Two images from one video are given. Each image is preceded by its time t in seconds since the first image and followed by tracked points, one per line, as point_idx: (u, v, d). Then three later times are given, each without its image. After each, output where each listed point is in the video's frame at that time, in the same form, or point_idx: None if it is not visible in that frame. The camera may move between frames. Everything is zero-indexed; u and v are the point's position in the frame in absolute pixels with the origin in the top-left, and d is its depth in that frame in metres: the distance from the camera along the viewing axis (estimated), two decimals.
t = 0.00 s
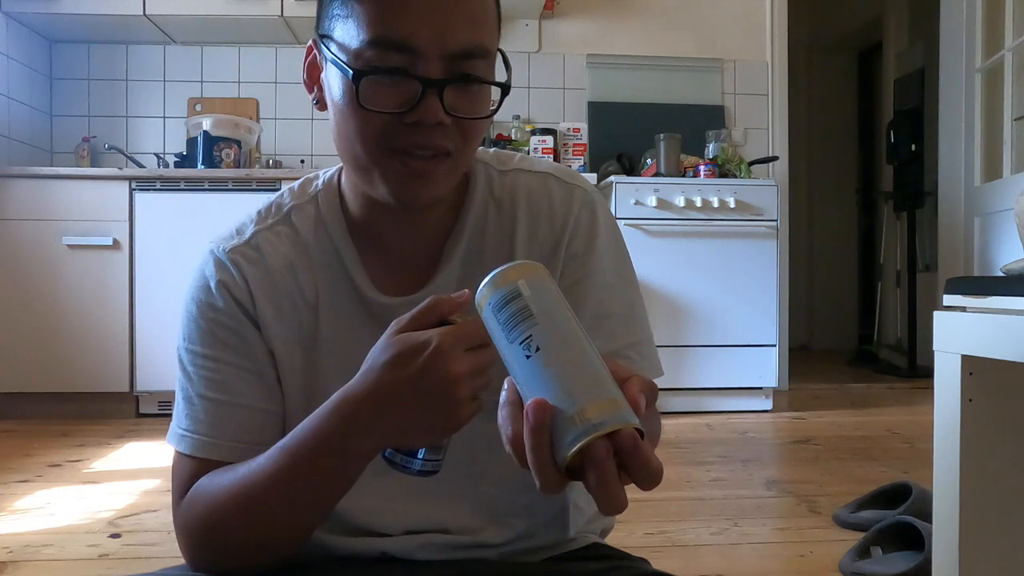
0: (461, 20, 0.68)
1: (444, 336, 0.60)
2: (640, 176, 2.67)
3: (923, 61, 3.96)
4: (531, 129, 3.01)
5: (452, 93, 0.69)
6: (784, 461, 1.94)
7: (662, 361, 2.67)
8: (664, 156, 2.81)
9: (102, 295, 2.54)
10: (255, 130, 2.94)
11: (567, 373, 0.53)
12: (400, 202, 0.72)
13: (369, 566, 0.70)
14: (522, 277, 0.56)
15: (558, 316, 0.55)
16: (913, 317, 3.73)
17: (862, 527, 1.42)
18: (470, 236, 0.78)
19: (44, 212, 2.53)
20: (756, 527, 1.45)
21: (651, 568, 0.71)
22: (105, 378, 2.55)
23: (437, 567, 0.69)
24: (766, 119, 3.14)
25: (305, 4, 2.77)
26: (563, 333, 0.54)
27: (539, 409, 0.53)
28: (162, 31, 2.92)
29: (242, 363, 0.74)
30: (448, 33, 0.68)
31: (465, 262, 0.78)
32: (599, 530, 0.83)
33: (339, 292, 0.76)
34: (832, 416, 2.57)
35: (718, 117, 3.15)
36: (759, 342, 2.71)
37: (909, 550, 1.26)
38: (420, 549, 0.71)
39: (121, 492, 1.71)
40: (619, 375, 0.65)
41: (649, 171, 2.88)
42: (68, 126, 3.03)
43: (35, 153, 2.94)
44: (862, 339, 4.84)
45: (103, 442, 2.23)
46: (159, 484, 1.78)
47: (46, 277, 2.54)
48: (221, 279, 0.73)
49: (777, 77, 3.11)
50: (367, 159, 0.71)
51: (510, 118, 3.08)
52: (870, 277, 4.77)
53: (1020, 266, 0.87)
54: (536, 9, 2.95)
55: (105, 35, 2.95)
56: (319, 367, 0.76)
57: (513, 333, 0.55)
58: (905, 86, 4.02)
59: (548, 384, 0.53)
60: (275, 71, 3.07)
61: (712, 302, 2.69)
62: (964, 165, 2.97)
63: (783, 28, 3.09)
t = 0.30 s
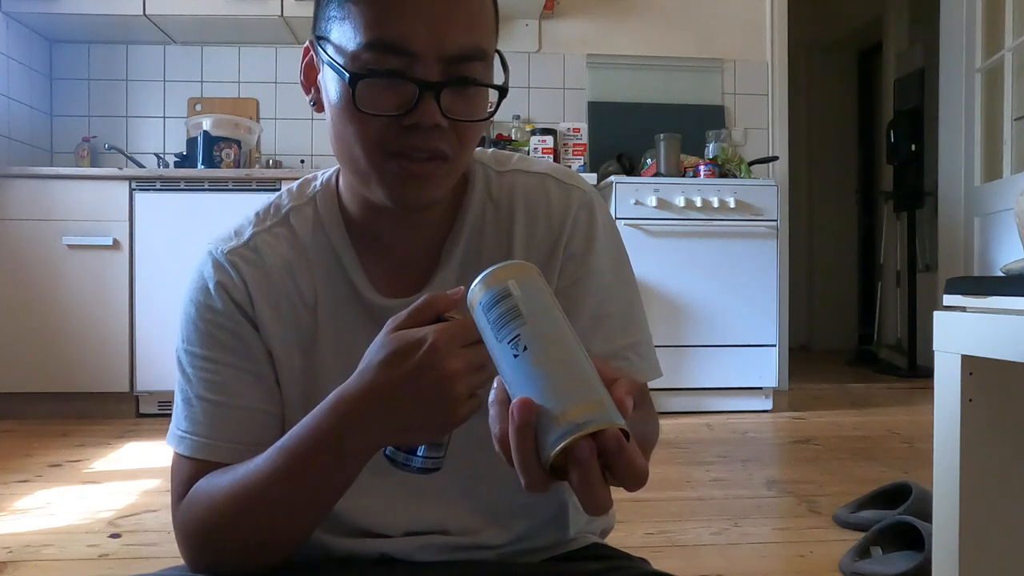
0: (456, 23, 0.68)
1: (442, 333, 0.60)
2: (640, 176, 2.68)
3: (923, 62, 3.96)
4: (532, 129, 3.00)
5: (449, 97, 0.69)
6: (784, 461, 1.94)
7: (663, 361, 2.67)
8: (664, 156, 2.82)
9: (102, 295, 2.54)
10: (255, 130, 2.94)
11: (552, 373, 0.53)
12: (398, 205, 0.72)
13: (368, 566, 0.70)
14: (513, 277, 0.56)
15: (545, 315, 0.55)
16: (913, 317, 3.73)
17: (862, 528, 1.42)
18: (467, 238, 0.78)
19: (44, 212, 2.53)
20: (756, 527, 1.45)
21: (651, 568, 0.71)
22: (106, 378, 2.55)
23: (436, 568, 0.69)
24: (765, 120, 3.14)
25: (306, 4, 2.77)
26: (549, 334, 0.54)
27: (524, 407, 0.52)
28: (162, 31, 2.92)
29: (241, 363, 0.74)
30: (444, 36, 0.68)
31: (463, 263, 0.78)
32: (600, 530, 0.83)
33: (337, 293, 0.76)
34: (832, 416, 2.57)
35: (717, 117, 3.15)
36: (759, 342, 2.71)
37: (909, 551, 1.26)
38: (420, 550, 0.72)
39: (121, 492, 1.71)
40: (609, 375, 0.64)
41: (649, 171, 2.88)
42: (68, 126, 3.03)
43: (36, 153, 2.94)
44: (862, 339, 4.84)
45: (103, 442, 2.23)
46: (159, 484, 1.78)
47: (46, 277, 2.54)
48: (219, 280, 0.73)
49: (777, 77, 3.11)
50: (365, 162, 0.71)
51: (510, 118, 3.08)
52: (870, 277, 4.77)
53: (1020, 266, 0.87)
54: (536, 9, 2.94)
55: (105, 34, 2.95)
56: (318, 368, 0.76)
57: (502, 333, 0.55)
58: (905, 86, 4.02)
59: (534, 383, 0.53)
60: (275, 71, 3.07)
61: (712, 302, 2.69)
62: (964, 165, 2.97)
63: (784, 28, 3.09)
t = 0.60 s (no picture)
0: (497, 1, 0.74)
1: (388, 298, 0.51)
2: (640, 176, 2.68)
3: (923, 62, 3.96)
4: (531, 129, 3.01)
5: (489, 63, 0.73)
6: (784, 461, 1.94)
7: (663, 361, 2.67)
8: (664, 156, 2.82)
9: (102, 294, 2.54)
10: (255, 130, 2.94)
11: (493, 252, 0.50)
12: (437, 166, 0.74)
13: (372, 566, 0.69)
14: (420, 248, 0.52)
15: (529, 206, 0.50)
16: (913, 317, 3.73)
17: (862, 527, 1.42)
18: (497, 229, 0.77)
19: (44, 212, 2.53)
20: (756, 527, 1.45)
21: (651, 568, 0.72)
22: (106, 378, 2.55)
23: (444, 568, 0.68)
24: (765, 120, 3.14)
25: (306, 5, 2.77)
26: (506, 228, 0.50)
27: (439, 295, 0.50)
28: (162, 30, 2.92)
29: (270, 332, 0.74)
30: (488, 13, 0.74)
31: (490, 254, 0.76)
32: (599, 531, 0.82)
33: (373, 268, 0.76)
34: (832, 416, 2.57)
35: (717, 117, 3.15)
36: (759, 342, 2.71)
37: (909, 551, 1.26)
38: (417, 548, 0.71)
39: (121, 492, 1.71)
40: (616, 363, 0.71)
41: (649, 171, 2.88)
42: (68, 126, 3.03)
43: (36, 153, 2.94)
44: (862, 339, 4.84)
45: (103, 442, 2.23)
46: (159, 484, 1.78)
47: (46, 277, 2.54)
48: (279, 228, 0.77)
49: (777, 77, 3.12)
50: (408, 123, 0.74)
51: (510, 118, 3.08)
52: (870, 277, 4.77)
53: (1020, 266, 0.87)
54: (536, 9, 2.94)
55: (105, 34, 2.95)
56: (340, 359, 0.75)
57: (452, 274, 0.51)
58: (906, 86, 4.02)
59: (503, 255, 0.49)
60: (275, 70, 3.07)
61: (713, 302, 2.69)
62: (964, 165, 2.97)
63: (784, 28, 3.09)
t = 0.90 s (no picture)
0: None
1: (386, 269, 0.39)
2: (640, 176, 2.69)
3: (923, 62, 3.96)
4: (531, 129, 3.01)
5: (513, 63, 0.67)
6: (784, 462, 1.94)
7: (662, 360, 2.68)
8: (664, 156, 2.81)
9: (102, 294, 2.54)
10: (255, 130, 2.94)
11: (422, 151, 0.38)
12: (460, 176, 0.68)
13: (373, 566, 0.69)
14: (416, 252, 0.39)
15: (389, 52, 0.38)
16: (913, 317, 3.74)
17: (862, 528, 1.42)
18: (527, 244, 0.75)
19: (43, 212, 2.53)
20: (756, 527, 1.45)
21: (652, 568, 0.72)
22: (106, 378, 2.55)
23: (447, 569, 0.68)
24: (765, 120, 3.14)
25: (306, 5, 2.77)
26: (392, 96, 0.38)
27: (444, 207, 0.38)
28: (162, 30, 2.92)
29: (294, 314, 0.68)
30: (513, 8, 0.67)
31: (519, 269, 0.75)
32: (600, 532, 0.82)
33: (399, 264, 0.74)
34: (831, 416, 2.57)
35: (718, 117, 3.15)
36: (759, 342, 2.71)
37: (909, 551, 1.26)
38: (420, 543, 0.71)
39: (121, 492, 1.71)
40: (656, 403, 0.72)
41: (649, 171, 2.88)
42: (68, 126, 3.03)
43: (36, 153, 2.94)
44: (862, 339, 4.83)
45: (103, 442, 2.23)
46: (159, 484, 1.78)
47: (46, 277, 2.54)
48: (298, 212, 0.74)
49: (777, 77, 3.12)
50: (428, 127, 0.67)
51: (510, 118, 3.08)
52: (870, 277, 4.77)
53: (1019, 266, 0.87)
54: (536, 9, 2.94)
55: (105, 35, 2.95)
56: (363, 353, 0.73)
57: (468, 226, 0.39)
58: (905, 86, 4.02)
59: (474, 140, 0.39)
60: (275, 70, 3.07)
61: (713, 302, 2.69)
62: (964, 165, 2.97)
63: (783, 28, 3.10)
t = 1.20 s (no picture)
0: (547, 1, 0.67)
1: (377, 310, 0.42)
2: (640, 176, 2.69)
3: (923, 62, 3.96)
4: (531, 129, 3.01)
5: (532, 69, 0.67)
6: (784, 462, 1.94)
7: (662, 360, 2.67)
8: (664, 155, 2.81)
9: (102, 295, 2.54)
10: (255, 130, 2.94)
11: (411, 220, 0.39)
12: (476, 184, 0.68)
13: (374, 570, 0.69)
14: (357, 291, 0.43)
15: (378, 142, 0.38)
16: (913, 317, 3.74)
17: (862, 528, 1.42)
18: (547, 251, 0.73)
19: (43, 212, 2.53)
20: (756, 527, 1.45)
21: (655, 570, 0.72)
22: (105, 378, 2.55)
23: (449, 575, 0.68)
24: (765, 120, 3.14)
25: (306, 5, 2.77)
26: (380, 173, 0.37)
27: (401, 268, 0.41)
28: (162, 30, 2.92)
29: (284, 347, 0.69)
30: (538, 12, 0.66)
31: (540, 275, 0.73)
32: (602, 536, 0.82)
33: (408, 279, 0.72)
34: (831, 416, 2.57)
35: (718, 117, 3.15)
36: (759, 342, 2.71)
37: (909, 551, 1.26)
38: (423, 550, 0.70)
39: (121, 492, 1.71)
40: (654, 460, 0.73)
41: (649, 171, 2.88)
42: (68, 126, 3.03)
43: (36, 153, 2.94)
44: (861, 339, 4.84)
45: (103, 442, 2.23)
46: (160, 484, 1.78)
47: (46, 278, 2.54)
48: (298, 222, 0.72)
49: (777, 77, 3.12)
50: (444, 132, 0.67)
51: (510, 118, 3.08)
52: (870, 277, 4.77)
53: (1020, 266, 0.87)
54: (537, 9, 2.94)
55: (105, 34, 2.95)
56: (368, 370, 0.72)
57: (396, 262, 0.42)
58: (905, 86, 4.02)
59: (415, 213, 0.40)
60: (275, 71, 3.07)
61: (712, 302, 2.69)
62: (964, 165, 2.97)
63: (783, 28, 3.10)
